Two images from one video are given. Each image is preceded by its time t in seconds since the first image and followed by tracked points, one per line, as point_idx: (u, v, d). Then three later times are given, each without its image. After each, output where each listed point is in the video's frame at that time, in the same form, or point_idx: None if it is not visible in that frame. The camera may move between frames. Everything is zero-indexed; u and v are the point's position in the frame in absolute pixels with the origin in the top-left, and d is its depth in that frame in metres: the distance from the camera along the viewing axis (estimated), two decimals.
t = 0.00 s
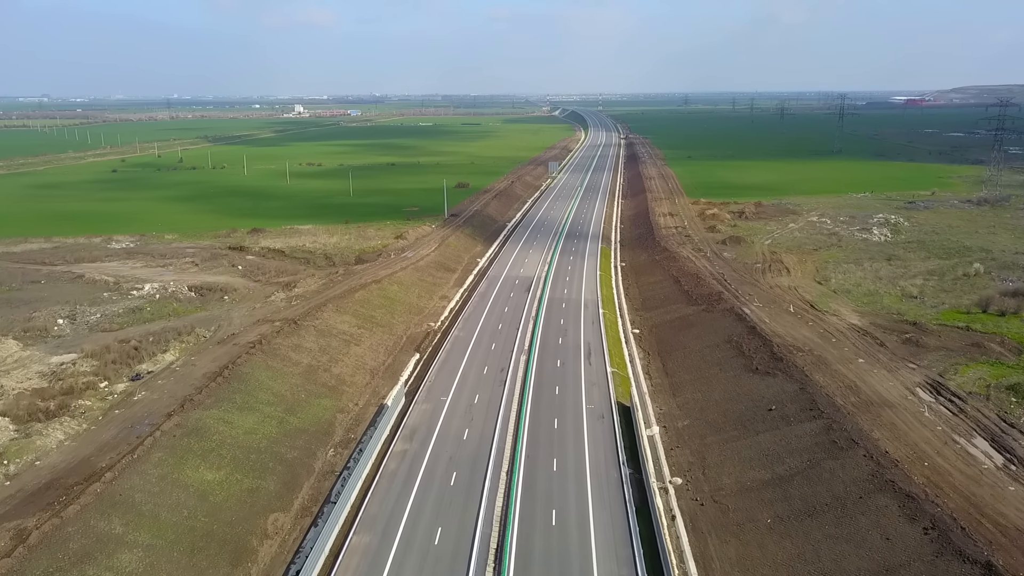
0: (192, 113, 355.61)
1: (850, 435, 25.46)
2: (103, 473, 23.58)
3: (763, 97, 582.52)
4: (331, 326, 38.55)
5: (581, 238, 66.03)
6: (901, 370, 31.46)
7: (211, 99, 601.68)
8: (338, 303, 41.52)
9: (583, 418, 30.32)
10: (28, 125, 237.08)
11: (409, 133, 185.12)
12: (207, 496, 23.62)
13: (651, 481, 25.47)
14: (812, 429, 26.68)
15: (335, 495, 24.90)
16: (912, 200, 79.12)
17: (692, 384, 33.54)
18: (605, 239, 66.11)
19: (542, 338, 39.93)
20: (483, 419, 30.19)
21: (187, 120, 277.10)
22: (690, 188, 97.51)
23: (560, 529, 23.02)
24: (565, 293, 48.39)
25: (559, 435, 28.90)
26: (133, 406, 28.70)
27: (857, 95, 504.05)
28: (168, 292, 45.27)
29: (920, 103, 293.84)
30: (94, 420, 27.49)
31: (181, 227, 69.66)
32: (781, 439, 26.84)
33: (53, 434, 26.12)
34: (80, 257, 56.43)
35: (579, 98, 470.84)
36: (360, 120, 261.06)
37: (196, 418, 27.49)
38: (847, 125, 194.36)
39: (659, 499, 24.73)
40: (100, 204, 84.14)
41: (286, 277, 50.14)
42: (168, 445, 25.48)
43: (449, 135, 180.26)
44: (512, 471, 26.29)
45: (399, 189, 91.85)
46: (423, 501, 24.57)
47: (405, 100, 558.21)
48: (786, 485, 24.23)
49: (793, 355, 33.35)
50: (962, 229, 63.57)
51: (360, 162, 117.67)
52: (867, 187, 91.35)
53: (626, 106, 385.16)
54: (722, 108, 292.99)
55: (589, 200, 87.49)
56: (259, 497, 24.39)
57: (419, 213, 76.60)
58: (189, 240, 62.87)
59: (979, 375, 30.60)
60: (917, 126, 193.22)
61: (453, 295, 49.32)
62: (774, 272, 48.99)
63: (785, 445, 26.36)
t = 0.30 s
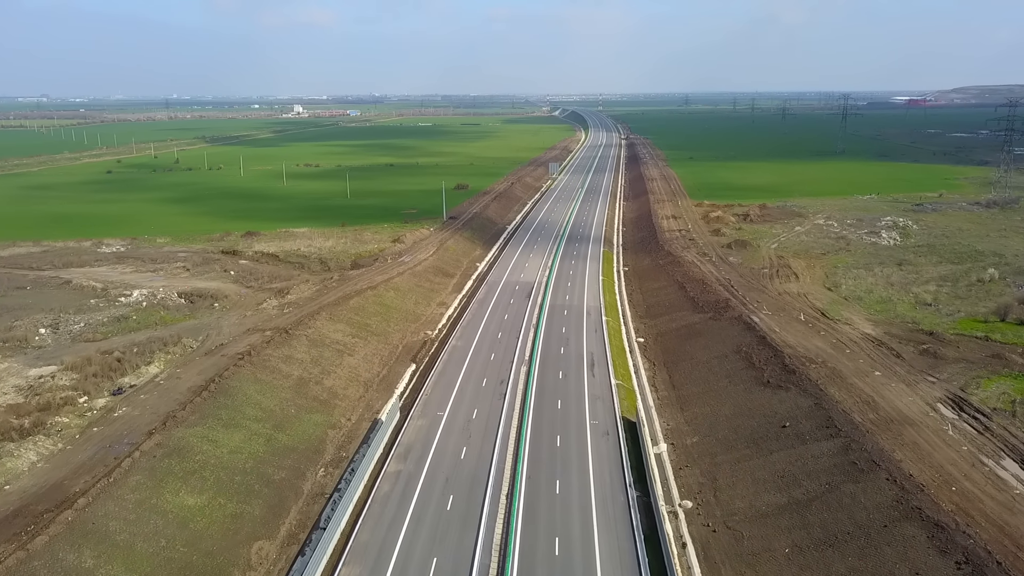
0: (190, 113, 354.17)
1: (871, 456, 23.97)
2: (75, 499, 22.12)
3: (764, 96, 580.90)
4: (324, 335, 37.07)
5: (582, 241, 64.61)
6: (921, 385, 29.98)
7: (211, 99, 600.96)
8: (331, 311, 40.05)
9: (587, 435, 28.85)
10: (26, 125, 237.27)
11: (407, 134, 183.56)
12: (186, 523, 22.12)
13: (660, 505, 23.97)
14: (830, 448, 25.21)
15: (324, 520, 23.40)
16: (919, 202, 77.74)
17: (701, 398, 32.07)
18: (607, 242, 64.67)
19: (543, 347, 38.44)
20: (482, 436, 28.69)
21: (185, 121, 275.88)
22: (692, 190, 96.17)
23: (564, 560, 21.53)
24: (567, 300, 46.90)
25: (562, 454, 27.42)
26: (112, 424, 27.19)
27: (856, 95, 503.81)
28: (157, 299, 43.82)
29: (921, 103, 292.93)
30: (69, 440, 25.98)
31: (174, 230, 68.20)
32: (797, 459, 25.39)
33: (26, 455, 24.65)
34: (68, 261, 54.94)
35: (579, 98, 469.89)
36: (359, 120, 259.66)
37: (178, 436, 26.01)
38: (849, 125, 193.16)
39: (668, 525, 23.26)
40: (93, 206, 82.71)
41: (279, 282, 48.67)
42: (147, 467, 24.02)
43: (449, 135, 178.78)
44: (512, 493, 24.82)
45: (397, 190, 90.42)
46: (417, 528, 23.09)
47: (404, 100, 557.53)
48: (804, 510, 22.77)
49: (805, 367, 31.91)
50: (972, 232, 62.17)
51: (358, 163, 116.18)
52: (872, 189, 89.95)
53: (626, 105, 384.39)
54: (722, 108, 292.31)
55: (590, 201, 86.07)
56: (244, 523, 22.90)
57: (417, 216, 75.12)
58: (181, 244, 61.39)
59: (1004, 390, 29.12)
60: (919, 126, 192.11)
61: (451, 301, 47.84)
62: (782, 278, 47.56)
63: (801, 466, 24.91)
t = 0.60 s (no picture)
0: (190, 113, 352.59)
1: (895, 480, 22.49)
2: (44, 529, 20.64)
3: (763, 96, 580.43)
4: (316, 345, 35.55)
5: (584, 244, 63.12)
6: (942, 400, 28.50)
7: (209, 98, 599.58)
8: (325, 319, 38.55)
9: (592, 454, 27.36)
10: (24, 125, 236.80)
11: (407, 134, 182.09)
12: (163, 555, 20.64)
13: (670, 533, 22.49)
14: (850, 470, 23.72)
15: (311, 549, 21.91)
16: (927, 204, 76.31)
17: (710, 413, 30.58)
18: (609, 246, 63.20)
19: (545, 358, 36.93)
20: (480, 455, 27.21)
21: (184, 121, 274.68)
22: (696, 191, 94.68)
23: None
24: (569, 307, 45.39)
25: (566, 475, 25.93)
26: (89, 444, 25.69)
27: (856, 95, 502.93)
28: (145, 306, 42.34)
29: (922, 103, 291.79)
30: (42, 461, 24.48)
31: (166, 233, 66.65)
32: (815, 482, 23.91)
33: None
34: (55, 266, 53.40)
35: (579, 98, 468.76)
36: (358, 120, 258.27)
37: (158, 457, 24.52)
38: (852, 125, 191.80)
39: (679, 554, 21.78)
40: (85, 207, 81.20)
41: (272, 288, 47.18)
42: (123, 491, 22.52)
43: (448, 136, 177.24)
44: (512, 519, 23.34)
45: (395, 192, 88.92)
46: (411, 557, 21.59)
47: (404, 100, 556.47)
48: (824, 539, 21.30)
49: (820, 380, 30.41)
50: (983, 235, 60.74)
51: (356, 164, 114.61)
52: (879, 190, 88.53)
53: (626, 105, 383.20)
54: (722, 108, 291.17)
55: (592, 203, 84.59)
56: (225, 553, 21.43)
57: (415, 219, 73.62)
58: (174, 248, 59.91)
59: None
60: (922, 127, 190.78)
61: (449, 308, 46.35)
62: (791, 285, 46.10)
63: (819, 490, 23.43)
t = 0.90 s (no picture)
0: (190, 112, 352.18)
1: (922, 507, 21.01)
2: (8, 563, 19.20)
3: (764, 95, 578.95)
4: (308, 356, 34.04)
5: (585, 247, 61.61)
6: (966, 418, 27.03)
7: (209, 98, 600.39)
8: (317, 328, 37.06)
9: (596, 475, 25.86)
10: (22, 125, 235.88)
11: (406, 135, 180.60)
12: None
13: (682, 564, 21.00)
14: (873, 495, 22.23)
15: None
16: (936, 206, 74.82)
17: (721, 430, 29.08)
18: (611, 249, 61.73)
19: (547, 369, 35.43)
20: (479, 477, 25.71)
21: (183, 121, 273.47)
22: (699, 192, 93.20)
23: None
24: (571, 314, 43.88)
25: (569, 498, 24.43)
26: (63, 465, 24.21)
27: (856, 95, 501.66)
28: (132, 314, 40.90)
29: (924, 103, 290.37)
30: (12, 486, 23.02)
31: (157, 236, 65.11)
32: (835, 507, 22.43)
33: None
34: (43, 271, 51.91)
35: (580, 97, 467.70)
36: (357, 120, 256.93)
37: (136, 481, 23.04)
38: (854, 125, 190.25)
39: None
40: (78, 209, 79.71)
41: (264, 295, 45.71)
42: (96, 520, 21.06)
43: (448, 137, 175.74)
44: (513, 548, 21.85)
45: (393, 194, 87.40)
46: None
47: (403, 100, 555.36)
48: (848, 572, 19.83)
49: (836, 394, 28.93)
50: (995, 238, 59.27)
51: (354, 165, 113.04)
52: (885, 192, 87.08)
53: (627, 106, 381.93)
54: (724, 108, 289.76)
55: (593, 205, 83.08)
56: None
57: (413, 221, 72.10)
58: (165, 253, 58.45)
59: None
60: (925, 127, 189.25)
61: (448, 316, 44.85)
62: (800, 291, 44.62)
63: (840, 517, 21.95)
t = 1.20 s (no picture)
0: (190, 112, 351.13)
1: (953, 537, 19.54)
2: None
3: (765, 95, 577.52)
4: (299, 368, 32.55)
5: (587, 251, 60.10)
6: (993, 436, 25.57)
7: (209, 98, 599.37)
8: (310, 338, 35.58)
9: (602, 498, 24.36)
10: (20, 125, 234.89)
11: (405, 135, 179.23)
12: None
13: None
14: (898, 522, 20.78)
15: None
16: (944, 208, 73.33)
17: (732, 448, 27.61)
18: (614, 253, 60.24)
19: (549, 381, 33.92)
20: (477, 501, 24.21)
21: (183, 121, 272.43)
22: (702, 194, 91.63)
23: None
24: (573, 321, 42.39)
25: (574, 524, 22.95)
26: (34, 489, 22.75)
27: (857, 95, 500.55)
28: (118, 322, 39.47)
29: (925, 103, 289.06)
30: None
31: (148, 239, 63.56)
32: (858, 536, 20.96)
33: None
34: (29, 276, 50.44)
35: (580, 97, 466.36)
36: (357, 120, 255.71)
37: (111, 507, 21.58)
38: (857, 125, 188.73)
39: None
40: (69, 211, 78.21)
41: (256, 302, 44.25)
42: (65, 552, 19.64)
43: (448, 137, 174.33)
44: None
45: (391, 195, 85.86)
46: None
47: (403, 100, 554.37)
48: None
49: (853, 411, 27.45)
50: (1007, 242, 57.81)
51: (352, 166, 111.50)
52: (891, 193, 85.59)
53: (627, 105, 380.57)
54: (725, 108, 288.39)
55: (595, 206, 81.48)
56: None
57: (411, 224, 70.55)
58: (156, 257, 56.97)
59: None
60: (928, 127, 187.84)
61: (446, 323, 43.35)
62: (810, 298, 43.13)
63: (865, 547, 20.47)
